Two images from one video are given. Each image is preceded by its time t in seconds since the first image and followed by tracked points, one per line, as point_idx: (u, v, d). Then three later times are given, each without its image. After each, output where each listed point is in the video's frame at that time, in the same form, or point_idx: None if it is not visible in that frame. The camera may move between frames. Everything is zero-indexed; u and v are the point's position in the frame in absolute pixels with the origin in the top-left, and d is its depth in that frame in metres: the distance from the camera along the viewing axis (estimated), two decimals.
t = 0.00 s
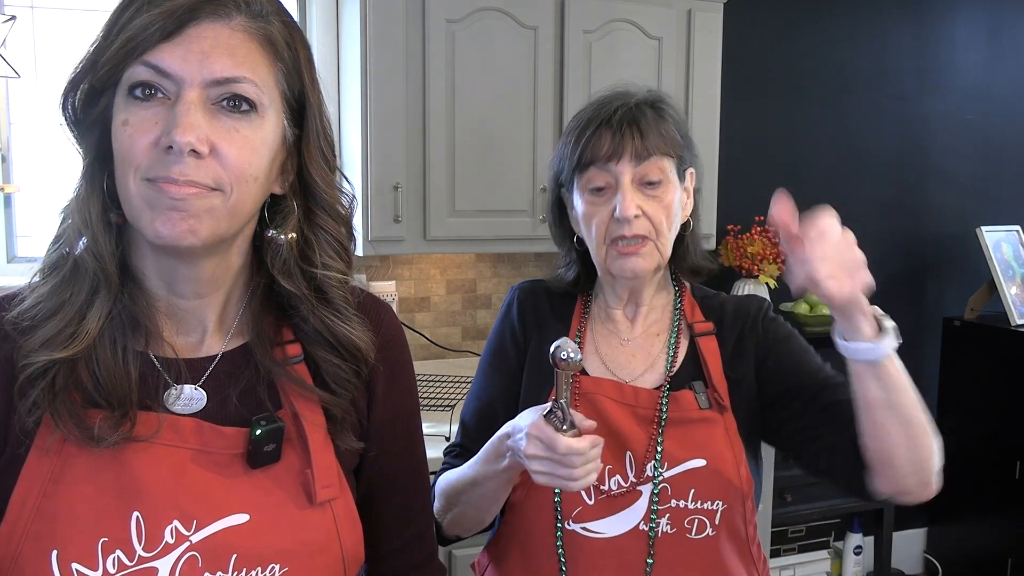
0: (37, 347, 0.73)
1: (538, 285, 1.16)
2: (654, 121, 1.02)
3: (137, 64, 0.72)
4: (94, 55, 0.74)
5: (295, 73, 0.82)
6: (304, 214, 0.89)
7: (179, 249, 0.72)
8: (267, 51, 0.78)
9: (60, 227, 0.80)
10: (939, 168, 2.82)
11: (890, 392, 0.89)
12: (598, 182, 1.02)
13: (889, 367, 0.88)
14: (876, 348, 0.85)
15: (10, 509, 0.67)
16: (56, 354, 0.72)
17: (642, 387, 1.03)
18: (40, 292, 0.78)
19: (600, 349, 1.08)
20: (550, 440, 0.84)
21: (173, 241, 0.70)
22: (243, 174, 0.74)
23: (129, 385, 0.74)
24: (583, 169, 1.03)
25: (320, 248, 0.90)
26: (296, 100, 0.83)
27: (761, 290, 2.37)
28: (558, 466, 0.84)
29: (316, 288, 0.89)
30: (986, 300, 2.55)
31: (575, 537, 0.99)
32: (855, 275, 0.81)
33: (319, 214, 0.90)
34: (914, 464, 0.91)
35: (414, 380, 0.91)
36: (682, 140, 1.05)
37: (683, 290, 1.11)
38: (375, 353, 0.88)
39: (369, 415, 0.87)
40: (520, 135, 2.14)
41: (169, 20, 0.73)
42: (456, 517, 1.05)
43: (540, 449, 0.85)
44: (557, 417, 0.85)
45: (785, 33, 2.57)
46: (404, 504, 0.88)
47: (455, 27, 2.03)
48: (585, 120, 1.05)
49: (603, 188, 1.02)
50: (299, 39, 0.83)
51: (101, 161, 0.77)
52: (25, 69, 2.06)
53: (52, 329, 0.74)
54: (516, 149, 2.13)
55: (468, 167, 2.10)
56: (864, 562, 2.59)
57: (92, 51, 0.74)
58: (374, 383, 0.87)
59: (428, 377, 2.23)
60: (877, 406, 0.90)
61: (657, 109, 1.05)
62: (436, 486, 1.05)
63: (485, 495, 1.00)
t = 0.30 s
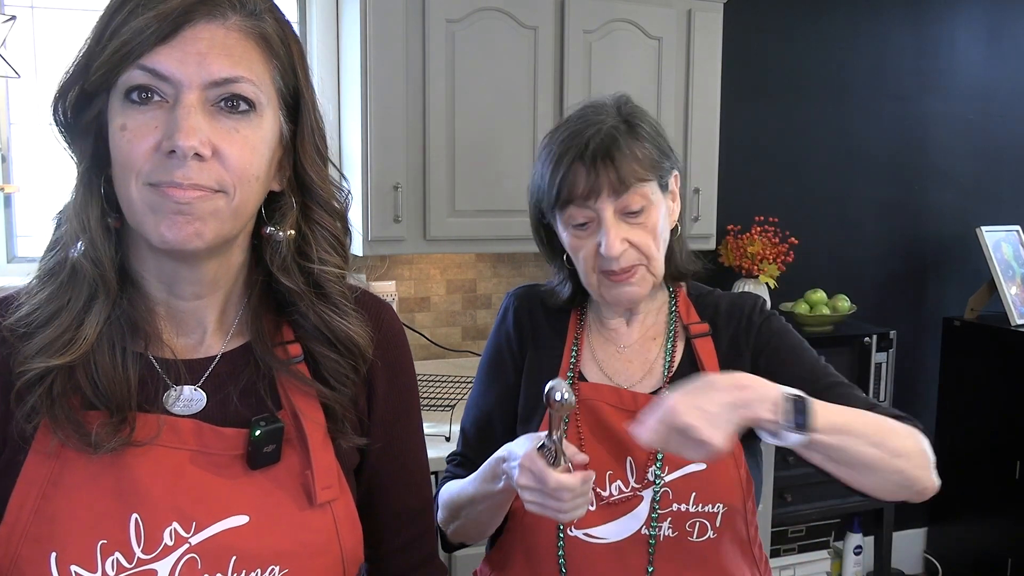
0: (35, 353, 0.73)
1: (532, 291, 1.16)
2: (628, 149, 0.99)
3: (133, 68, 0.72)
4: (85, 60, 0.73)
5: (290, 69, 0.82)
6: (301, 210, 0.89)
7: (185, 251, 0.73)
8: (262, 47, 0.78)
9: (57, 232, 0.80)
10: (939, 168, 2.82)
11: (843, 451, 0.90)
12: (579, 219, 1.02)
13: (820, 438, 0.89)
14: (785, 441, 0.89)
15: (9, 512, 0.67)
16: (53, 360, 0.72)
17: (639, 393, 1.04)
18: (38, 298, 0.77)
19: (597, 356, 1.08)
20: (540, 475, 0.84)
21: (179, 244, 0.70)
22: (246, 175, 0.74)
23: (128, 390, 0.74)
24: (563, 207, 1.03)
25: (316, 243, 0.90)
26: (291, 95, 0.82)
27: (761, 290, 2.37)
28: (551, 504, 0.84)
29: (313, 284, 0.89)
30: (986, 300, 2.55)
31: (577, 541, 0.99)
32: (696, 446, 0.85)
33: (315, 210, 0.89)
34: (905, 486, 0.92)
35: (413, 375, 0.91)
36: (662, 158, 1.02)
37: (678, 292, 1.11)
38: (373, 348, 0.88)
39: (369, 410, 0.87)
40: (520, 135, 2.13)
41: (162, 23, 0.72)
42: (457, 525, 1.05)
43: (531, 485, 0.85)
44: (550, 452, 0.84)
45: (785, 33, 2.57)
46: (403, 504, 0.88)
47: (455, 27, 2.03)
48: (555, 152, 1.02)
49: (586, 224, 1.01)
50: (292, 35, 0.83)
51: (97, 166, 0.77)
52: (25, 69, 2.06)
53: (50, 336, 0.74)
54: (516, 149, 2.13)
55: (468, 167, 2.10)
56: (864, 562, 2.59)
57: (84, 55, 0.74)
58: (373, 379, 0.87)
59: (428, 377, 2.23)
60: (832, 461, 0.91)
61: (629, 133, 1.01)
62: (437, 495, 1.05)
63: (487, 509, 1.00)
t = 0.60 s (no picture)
0: (35, 353, 0.73)
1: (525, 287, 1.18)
2: (604, 132, 1.01)
3: (133, 69, 0.72)
4: (85, 60, 0.73)
5: (291, 72, 0.82)
6: (301, 212, 0.89)
7: (183, 254, 0.73)
8: (263, 50, 0.78)
9: (55, 231, 0.80)
10: (939, 168, 2.82)
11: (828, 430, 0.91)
12: (561, 203, 1.02)
13: (802, 414, 0.91)
14: (764, 413, 0.89)
15: (8, 513, 0.67)
16: (52, 361, 0.72)
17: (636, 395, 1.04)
18: (37, 298, 0.77)
19: (594, 355, 1.09)
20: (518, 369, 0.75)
21: (178, 246, 0.70)
22: (245, 178, 0.74)
23: (126, 391, 0.74)
24: (544, 192, 1.04)
25: (315, 245, 0.90)
26: (291, 98, 0.82)
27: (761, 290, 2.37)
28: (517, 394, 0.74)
29: (312, 285, 0.89)
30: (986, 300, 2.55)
31: (575, 541, 0.99)
32: (673, 416, 0.82)
33: (315, 212, 0.89)
34: (891, 469, 0.94)
35: (413, 377, 0.91)
36: (640, 141, 1.03)
37: (675, 287, 1.11)
38: (372, 349, 0.88)
39: (368, 412, 0.87)
40: (520, 135, 2.13)
41: (163, 24, 0.72)
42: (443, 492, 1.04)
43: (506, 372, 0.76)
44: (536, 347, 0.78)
45: (785, 33, 2.57)
46: (402, 505, 0.88)
47: (455, 27, 2.03)
48: (538, 141, 1.05)
49: (567, 208, 1.02)
50: (293, 37, 0.82)
51: (96, 167, 0.76)
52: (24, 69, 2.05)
53: (49, 335, 0.74)
54: (515, 149, 2.13)
55: (468, 167, 2.10)
56: (864, 562, 2.59)
57: (84, 56, 0.74)
58: (373, 380, 0.88)
59: (428, 376, 2.23)
60: (816, 440, 0.93)
61: (605, 118, 1.03)
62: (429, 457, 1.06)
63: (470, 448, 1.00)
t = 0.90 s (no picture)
0: (35, 353, 0.73)
1: (536, 297, 1.16)
2: (593, 145, 1.01)
3: (133, 66, 0.72)
4: (86, 58, 0.74)
5: (291, 69, 0.82)
6: (301, 211, 0.89)
7: (182, 250, 0.73)
8: (262, 46, 0.78)
9: (57, 231, 0.80)
10: (939, 168, 2.82)
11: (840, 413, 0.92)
12: (556, 216, 1.02)
13: (814, 395, 0.91)
14: (775, 394, 0.89)
15: (9, 513, 0.67)
16: (52, 360, 0.72)
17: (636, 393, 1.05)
18: (38, 298, 0.78)
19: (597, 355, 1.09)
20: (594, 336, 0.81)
21: (177, 242, 0.70)
22: (245, 173, 0.74)
23: (127, 390, 0.74)
24: (538, 206, 1.04)
25: (316, 244, 0.90)
26: (291, 96, 0.82)
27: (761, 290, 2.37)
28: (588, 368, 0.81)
29: (312, 285, 0.89)
30: (986, 300, 2.55)
31: (570, 535, 0.99)
32: (684, 394, 0.81)
33: (316, 211, 0.89)
34: (902, 455, 0.94)
35: (413, 377, 0.91)
36: (631, 152, 1.02)
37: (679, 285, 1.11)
38: (372, 349, 0.88)
39: (368, 412, 0.87)
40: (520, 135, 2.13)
41: (163, 20, 0.72)
42: (456, 464, 1.02)
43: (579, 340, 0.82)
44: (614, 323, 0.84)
45: (785, 34, 2.57)
46: (403, 504, 0.88)
47: (455, 27, 2.03)
48: (530, 155, 1.04)
49: (562, 220, 1.02)
50: (293, 35, 0.83)
51: (96, 166, 0.76)
52: (24, 69, 2.05)
53: (50, 335, 0.74)
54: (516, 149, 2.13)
55: (467, 167, 2.10)
56: (864, 561, 2.59)
57: (85, 54, 0.74)
58: (373, 380, 0.88)
59: (428, 377, 2.23)
60: (826, 424, 0.93)
61: (594, 129, 1.03)
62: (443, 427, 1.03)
63: (497, 420, 1.00)
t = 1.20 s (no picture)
0: (37, 347, 0.73)
1: (533, 298, 1.17)
2: (592, 146, 1.01)
3: (127, 67, 0.72)
4: (85, 59, 0.74)
5: (289, 72, 0.81)
6: (301, 215, 0.89)
7: (172, 252, 0.72)
8: (258, 50, 0.78)
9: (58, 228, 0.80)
10: (939, 167, 2.82)
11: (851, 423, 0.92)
12: (555, 219, 1.03)
13: (825, 406, 0.91)
14: (788, 408, 0.89)
15: (10, 510, 0.67)
16: (55, 353, 0.72)
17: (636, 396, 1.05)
18: (39, 293, 0.78)
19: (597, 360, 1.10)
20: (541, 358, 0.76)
21: (165, 244, 0.70)
22: (234, 176, 0.73)
23: (128, 385, 0.74)
24: (537, 208, 1.04)
25: (316, 248, 0.90)
26: (291, 99, 0.82)
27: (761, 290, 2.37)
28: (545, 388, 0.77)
29: (312, 289, 0.88)
30: (986, 299, 2.55)
31: (574, 540, 0.99)
32: (695, 414, 0.83)
33: (316, 215, 0.89)
34: (914, 459, 0.94)
35: (413, 380, 0.91)
36: (630, 153, 1.02)
37: (679, 287, 1.11)
38: (372, 354, 0.88)
39: (368, 414, 0.87)
40: (520, 135, 2.14)
41: (157, 19, 0.73)
42: (452, 483, 1.05)
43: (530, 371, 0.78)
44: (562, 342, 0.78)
45: (785, 34, 2.57)
46: (403, 505, 0.88)
47: (455, 27, 2.03)
48: (529, 156, 1.04)
49: (561, 223, 1.02)
50: (293, 38, 0.82)
51: (96, 165, 0.77)
52: (25, 69, 2.05)
53: (51, 330, 0.74)
54: (515, 149, 2.13)
55: (467, 167, 2.10)
56: (864, 561, 2.59)
57: (86, 53, 0.74)
58: (373, 385, 0.88)
59: (428, 376, 2.23)
60: (838, 433, 0.93)
61: (593, 130, 1.03)
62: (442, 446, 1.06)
63: (483, 436, 1.00)
